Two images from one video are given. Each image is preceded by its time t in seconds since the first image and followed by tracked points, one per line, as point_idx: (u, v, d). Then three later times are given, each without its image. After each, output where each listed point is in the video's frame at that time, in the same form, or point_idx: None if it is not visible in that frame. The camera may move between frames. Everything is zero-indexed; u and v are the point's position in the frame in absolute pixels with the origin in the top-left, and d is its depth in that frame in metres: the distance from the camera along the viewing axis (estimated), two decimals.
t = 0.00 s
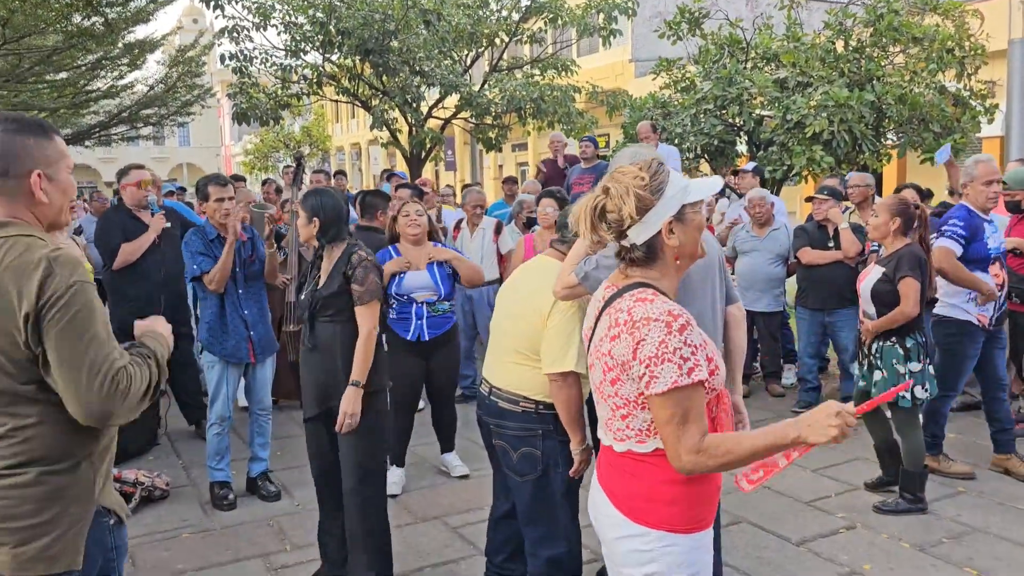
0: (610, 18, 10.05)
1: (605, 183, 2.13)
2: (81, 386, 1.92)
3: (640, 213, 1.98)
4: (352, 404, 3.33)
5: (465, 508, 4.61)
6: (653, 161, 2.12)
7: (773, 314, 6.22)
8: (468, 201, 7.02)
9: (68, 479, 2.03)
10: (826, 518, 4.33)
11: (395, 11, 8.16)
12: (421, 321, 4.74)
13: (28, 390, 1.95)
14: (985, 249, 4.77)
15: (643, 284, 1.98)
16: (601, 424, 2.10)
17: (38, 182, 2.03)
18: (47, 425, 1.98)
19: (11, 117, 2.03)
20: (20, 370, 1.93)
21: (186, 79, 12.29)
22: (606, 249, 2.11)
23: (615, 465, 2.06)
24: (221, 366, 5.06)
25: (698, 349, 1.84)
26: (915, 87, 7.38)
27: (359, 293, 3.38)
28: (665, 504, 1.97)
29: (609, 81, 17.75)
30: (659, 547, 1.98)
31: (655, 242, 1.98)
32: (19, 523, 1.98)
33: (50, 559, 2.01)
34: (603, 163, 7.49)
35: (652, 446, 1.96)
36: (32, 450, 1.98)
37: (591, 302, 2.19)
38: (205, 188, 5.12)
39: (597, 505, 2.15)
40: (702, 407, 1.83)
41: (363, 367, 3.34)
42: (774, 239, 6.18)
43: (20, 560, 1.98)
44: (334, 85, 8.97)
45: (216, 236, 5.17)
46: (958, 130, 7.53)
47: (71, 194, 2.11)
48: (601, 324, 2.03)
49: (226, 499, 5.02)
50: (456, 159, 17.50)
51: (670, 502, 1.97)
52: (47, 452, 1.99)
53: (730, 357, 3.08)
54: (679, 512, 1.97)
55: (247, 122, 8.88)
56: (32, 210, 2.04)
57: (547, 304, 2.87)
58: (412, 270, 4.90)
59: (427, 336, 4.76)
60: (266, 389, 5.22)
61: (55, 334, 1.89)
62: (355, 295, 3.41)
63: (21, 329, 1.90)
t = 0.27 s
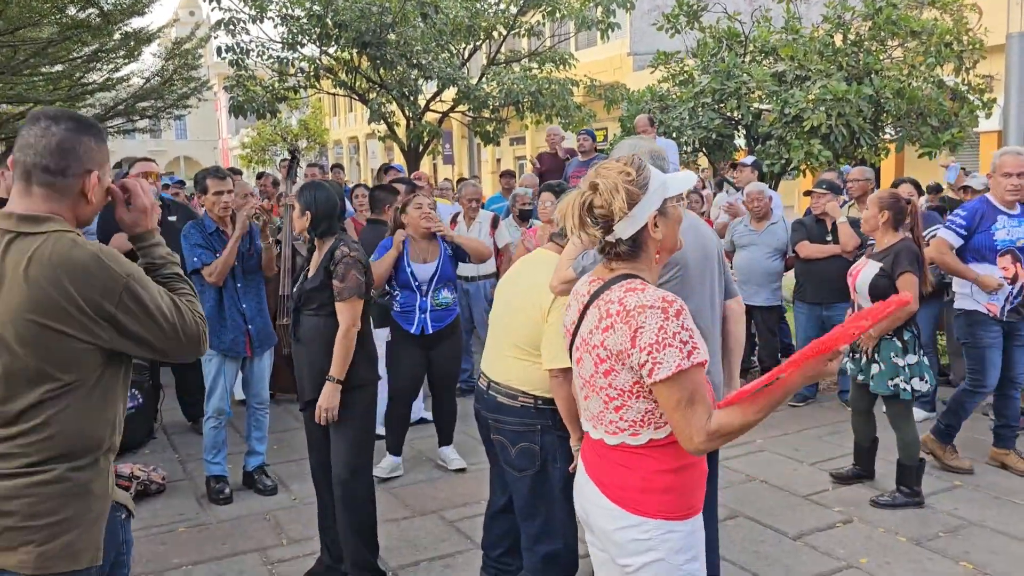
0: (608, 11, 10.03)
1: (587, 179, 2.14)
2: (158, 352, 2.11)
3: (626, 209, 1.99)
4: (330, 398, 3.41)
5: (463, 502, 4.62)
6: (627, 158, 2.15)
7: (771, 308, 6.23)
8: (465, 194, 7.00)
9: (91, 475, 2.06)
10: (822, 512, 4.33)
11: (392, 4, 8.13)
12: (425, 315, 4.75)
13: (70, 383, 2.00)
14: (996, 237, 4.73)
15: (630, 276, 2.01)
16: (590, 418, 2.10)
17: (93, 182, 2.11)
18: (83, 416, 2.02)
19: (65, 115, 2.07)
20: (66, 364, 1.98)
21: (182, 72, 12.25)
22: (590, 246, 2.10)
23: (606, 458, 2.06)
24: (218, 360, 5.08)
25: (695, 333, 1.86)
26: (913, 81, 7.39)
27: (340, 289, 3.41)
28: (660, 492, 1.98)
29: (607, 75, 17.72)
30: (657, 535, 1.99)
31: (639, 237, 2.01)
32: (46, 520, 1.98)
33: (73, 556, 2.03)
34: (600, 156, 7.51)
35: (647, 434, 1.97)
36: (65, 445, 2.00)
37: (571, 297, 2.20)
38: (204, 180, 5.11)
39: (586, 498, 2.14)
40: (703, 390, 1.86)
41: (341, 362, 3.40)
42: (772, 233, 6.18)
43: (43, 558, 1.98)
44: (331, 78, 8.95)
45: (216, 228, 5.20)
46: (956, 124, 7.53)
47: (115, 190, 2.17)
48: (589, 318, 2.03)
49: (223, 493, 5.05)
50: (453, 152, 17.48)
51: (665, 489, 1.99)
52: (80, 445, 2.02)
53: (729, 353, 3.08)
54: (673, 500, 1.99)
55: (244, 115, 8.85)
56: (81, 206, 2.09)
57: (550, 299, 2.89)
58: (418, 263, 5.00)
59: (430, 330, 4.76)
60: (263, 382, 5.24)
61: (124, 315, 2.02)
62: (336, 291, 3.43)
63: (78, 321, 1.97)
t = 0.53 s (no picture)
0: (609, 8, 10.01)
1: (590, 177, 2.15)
2: (162, 346, 2.14)
3: (631, 207, 2.01)
4: (327, 392, 3.40)
5: (465, 498, 4.63)
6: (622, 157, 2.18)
7: (772, 305, 6.22)
8: (466, 190, 6.98)
9: (103, 468, 2.08)
10: (823, 508, 4.34)
11: None
12: (424, 308, 4.76)
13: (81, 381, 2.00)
14: (997, 236, 4.72)
15: (638, 269, 2.04)
16: (598, 414, 2.10)
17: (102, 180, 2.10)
18: (97, 411, 2.04)
19: (78, 113, 2.06)
20: (78, 362, 1.98)
21: (182, 67, 12.23)
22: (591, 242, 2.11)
23: (616, 454, 2.07)
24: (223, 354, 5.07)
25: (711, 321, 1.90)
26: (915, 78, 7.39)
27: (343, 281, 3.43)
28: (672, 486, 2.00)
29: (607, 71, 17.70)
30: (671, 529, 2.01)
31: (642, 234, 2.03)
32: (63, 515, 1.99)
33: (89, 549, 2.04)
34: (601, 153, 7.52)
35: (659, 427, 1.99)
36: (80, 441, 2.01)
37: (572, 294, 2.20)
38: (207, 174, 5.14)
39: (595, 495, 2.13)
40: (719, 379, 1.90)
41: (342, 356, 3.41)
42: (773, 230, 6.17)
43: (60, 552, 1.99)
44: (331, 73, 8.92)
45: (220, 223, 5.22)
46: (957, 122, 7.53)
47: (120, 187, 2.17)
48: (599, 312, 2.04)
49: (223, 489, 5.05)
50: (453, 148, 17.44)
51: (679, 483, 2.01)
52: (94, 440, 2.04)
53: (731, 349, 3.08)
54: (684, 492, 2.01)
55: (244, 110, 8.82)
56: (88, 202, 2.09)
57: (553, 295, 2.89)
58: (420, 255, 4.98)
59: (429, 323, 4.79)
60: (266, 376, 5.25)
61: (134, 312, 2.04)
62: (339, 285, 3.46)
63: (90, 320, 1.98)
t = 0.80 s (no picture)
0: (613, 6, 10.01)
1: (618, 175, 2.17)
2: (150, 340, 2.13)
3: (662, 202, 2.03)
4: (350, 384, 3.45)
5: (469, 495, 4.62)
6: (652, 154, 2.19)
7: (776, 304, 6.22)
8: (470, 187, 6.97)
9: (103, 460, 2.09)
10: (827, 507, 4.33)
11: None
12: (414, 308, 4.80)
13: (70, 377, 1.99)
14: (999, 237, 4.71)
15: (673, 268, 2.07)
16: (639, 419, 2.09)
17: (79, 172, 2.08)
18: (89, 406, 2.03)
19: (46, 104, 2.03)
20: (64, 359, 1.97)
21: (185, 63, 12.22)
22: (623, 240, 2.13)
23: (657, 457, 2.06)
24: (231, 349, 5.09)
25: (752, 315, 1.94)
26: (920, 77, 7.39)
27: (364, 275, 3.45)
28: (718, 487, 2.00)
29: (610, 70, 17.68)
30: (716, 531, 2.00)
31: (674, 229, 2.05)
32: (64, 507, 1.99)
33: (91, 541, 2.05)
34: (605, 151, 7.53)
35: (706, 427, 2.00)
36: (75, 435, 2.01)
37: (602, 299, 2.20)
38: (214, 170, 5.16)
39: (635, 499, 2.10)
40: (765, 377, 1.93)
41: (365, 351, 3.46)
42: (777, 229, 6.15)
43: (63, 543, 1.99)
44: (335, 70, 8.90)
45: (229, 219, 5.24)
46: (962, 121, 7.52)
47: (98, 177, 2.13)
48: (639, 315, 2.05)
49: (228, 485, 5.05)
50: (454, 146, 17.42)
51: (724, 484, 2.01)
52: (90, 434, 2.04)
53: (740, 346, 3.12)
54: (728, 494, 2.02)
55: (247, 107, 8.79)
56: (67, 194, 2.05)
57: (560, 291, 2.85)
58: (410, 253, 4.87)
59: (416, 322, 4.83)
60: (272, 372, 5.30)
61: (120, 305, 2.03)
62: (358, 278, 3.48)
63: (74, 315, 1.96)
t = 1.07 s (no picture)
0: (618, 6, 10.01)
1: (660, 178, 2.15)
2: (125, 336, 2.08)
3: (709, 205, 2.01)
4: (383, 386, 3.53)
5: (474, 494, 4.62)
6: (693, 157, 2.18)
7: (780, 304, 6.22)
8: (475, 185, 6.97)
9: (86, 458, 2.07)
10: (831, 508, 4.33)
11: None
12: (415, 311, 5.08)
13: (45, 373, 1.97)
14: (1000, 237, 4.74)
15: (714, 276, 2.04)
16: (682, 428, 2.07)
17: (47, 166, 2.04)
18: (66, 401, 2.01)
19: (8, 98, 2.00)
20: (36, 355, 1.95)
21: (190, 61, 12.26)
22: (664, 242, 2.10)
23: (706, 467, 2.04)
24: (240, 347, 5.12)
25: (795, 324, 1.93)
26: (926, 79, 7.39)
27: (387, 276, 3.50)
28: (771, 492, 2.00)
29: (614, 69, 17.68)
30: (771, 535, 2.00)
31: (717, 233, 2.04)
32: (49, 505, 1.98)
33: (79, 537, 2.04)
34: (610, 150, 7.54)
35: (754, 434, 1.99)
36: (54, 432, 1.99)
37: (636, 307, 2.17)
38: (224, 169, 5.16)
39: (685, 510, 2.08)
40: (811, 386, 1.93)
41: (394, 352, 3.51)
42: (781, 230, 6.13)
43: (50, 541, 1.98)
44: (339, 69, 8.88)
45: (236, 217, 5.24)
46: (967, 123, 7.52)
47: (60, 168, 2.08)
48: (681, 325, 2.01)
49: (232, 483, 5.14)
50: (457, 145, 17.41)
51: (776, 489, 2.01)
52: (69, 430, 2.02)
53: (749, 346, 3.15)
54: (781, 498, 2.01)
55: (252, 105, 8.78)
56: (35, 189, 2.02)
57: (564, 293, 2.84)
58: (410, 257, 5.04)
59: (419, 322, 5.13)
60: (279, 372, 5.27)
61: (91, 300, 1.99)
62: (383, 278, 3.53)
63: (45, 309, 1.93)
